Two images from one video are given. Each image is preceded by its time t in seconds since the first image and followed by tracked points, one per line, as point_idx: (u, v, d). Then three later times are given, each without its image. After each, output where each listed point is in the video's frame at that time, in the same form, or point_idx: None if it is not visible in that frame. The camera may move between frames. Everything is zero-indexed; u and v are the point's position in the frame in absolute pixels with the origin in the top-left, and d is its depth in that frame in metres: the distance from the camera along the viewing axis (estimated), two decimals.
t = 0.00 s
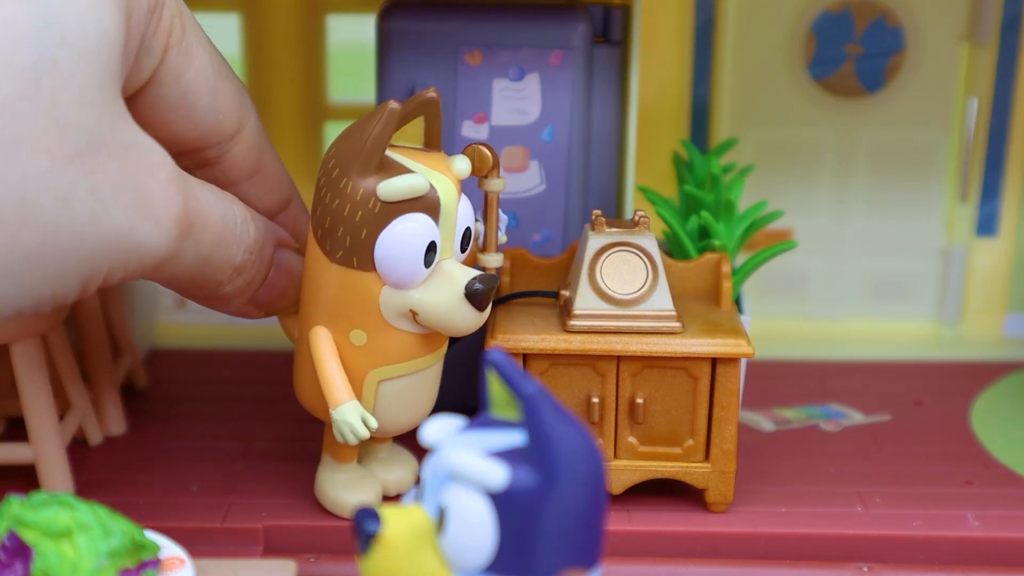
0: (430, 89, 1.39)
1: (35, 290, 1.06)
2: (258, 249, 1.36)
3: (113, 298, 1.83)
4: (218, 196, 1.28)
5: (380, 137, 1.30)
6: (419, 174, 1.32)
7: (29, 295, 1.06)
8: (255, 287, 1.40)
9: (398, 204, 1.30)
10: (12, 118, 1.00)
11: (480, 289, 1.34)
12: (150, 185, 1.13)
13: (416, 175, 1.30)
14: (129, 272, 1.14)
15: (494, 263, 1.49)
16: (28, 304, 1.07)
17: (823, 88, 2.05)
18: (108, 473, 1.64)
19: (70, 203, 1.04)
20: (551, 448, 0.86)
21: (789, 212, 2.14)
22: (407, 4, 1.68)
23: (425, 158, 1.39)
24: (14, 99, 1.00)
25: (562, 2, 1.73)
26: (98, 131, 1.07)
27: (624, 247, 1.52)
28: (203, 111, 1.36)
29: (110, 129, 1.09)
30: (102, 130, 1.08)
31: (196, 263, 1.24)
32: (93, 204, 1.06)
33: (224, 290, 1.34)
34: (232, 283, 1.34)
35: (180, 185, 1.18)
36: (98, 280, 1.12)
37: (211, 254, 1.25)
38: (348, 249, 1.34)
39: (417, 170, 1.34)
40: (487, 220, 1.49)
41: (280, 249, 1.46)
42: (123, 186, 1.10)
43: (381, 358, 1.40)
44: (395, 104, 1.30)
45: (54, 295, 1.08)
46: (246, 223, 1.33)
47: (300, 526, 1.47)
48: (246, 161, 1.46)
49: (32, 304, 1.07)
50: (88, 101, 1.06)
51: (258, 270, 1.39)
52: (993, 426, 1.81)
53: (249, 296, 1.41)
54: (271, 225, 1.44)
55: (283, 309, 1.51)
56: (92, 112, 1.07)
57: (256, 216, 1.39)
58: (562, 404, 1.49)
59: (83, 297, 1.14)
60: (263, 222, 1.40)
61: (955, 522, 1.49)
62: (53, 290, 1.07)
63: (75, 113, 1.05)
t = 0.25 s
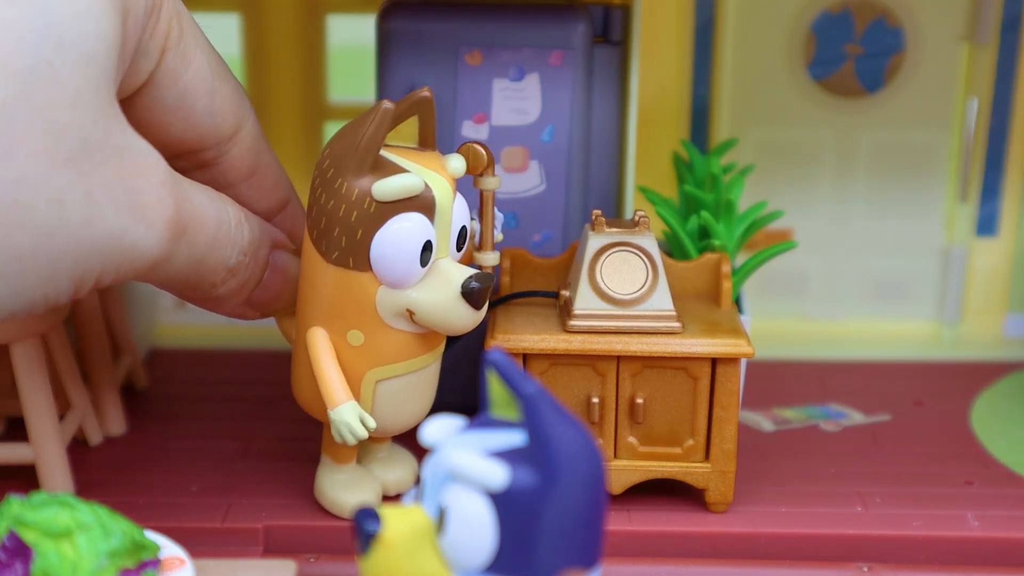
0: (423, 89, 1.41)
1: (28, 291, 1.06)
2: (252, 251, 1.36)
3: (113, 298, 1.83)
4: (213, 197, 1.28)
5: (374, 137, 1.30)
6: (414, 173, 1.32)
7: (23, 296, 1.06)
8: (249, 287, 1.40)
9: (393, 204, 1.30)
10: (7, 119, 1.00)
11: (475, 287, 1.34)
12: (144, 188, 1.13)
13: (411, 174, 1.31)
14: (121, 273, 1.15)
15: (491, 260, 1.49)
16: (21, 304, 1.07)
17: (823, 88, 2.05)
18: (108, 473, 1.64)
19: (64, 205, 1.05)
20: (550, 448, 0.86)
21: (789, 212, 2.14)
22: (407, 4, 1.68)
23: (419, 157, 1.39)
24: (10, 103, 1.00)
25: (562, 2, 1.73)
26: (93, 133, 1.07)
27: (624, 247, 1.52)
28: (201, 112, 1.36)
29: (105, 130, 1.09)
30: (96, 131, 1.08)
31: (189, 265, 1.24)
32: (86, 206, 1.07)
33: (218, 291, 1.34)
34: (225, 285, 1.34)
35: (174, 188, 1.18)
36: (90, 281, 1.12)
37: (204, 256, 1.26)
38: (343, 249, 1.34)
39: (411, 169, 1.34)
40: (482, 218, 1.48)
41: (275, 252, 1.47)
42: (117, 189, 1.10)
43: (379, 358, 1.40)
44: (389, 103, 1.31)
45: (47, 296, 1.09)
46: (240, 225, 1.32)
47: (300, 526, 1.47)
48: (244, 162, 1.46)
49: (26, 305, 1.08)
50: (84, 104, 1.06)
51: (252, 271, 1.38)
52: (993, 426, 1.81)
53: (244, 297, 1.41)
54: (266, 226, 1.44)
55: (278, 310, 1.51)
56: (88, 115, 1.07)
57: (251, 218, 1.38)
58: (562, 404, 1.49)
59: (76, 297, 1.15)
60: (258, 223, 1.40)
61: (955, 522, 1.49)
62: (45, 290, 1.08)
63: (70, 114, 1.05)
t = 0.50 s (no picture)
0: (418, 87, 1.40)
1: (30, 299, 1.07)
2: (252, 253, 1.37)
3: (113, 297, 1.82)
4: (213, 201, 1.29)
5: (366, 135, 1.31)
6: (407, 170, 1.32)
7: (25, 304, 1.07)
8: (250, 289, 1.40)
9: (385, 200, 1.30)
10: (9, 127, 1.00)
11: (467, 284, 1.34)
12: (144, 195, 1.14)
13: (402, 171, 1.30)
14: (122, 279, 1.16)
15: (490, 259, 1.48)
16: (24, 312, 1.08)
17: (823, 88, 2.05)
18: (108, 473, 1.64)
19: (65, 212, 1.05)
20: (550, 448, 0.86)
21: (789, 212, 2.14)
22: (407, 4, 1.68)
23: (413, 155, 1.38)
24: (13, 113, 1.00)
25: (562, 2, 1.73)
26: (93, 139, 1.07)
27: (624, 247, 1.52)
28: (203, 115, 1.36)
29: (104, 137, 1.09)
30: (96, 137, 1.08)
31: (187, 270, 1.25)
32: (88, 214, 1.07)
33: (218, 293, 1.34)
34: (225, 286, 1.34)
35: (173, 194, 1.19)
36: (91, 288, 1.13)
37: (203, 260, 1.26)
38: (335, 245, 1.34)
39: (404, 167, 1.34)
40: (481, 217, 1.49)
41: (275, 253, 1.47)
42: (118, 196, 1.10)
43: (374, 356, 1.40)
44: (382, 101, 1.31)
45: (49, 304, 1.09)
46: (238, 227, 1.33)
47: (299, 526, 1.47)
48: (246, 165, 1.46)
49: (27, 313, 1.08)
50: (85, 112, 1.06)
51: (253, 273, 1.39)
52: (993, 426, 1.81)
53: (245, 298, 1.41)
54: (264, 227, 1.44)
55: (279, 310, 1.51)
56: (89, 123, 1.07)
57: (250, 220, 1.39)
58: (562, 404, 1.49)
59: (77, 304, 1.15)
60: (258, 226, 1.40)
61: (955, 522, 1.49)
62: (47, 298, 1.08)
63: (70, 121, 1.05)
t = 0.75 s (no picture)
0: (386, 71, 1.45)
1: (41, 305, 1.10)
2: (244, 261, 1.39)
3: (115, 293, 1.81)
4: (209, 211, 1.32)
5: (347, 119, 1.33)
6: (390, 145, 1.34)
7: (39, 309, 1.10)
8: (245, 296, 1.42)
9: (373, 175, 1.32)
10: (12, 136, 1.05)
11: (464, 247, 1.35)
12: (146, 200, 1.18)
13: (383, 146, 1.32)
14: (129, 284, 1.19)
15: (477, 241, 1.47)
16: (39, 318, 1.11)
17: (823, 87, 2.05)
18: (108, 473, 1.64)
19: (72, 218, 1.09)
20: (550, 448, 0.86)
21: (789, 213, 2.14)
22: (407, 4, 1.68)
23: (391, 137, 1.41)
24: (16, 119, 1.05)
25: (562, 2, 1.73)
26: (94, 147, 1.12)
27: (624, 247, 1.52)
28: (194, 127, 1.38)
29: (104, 145, 1.14)
30: (97, 145, 1.12)
31: (188, 278, 1.28)
32: (94, 219, 1.11)
33: (214, 301, 1.37)
34: (220, 294, 1.36)
35: (173, 200, 1.23)
36: (102, 293, 1.17)
37: (202, 267, 1.29)
38: (330, 230, 1.35)
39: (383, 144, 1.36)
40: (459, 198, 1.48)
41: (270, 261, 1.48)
42: (121, 201, 1.14)
43: (383, 334, 1.40)
44: (355, 83, 1.33)
45: (60, 309, 1.13)
46: (231, 234, 1.35)
47: (300, 526, 1.47)
48: (237, 174, 1.48)
49: (39, 320, 1.12)
50: (85, 117, 1.11)
51: (247, 280, 1.41)
52: (993, 426, 1.81)
53: (239, 307, 1.42)
54: (256, 237, 1.46)
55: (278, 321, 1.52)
56: (89, 128, 1.12)
57: (241, 229, 1.41)
58: (562, 404, 1.50)
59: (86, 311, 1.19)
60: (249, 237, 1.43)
61: (955, 522, 1.50)
62: (60, 303, 1.12)
63: (71, 128, 1.10)
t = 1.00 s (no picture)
0: (387, 73, 1.44)
1: (45, 291, 1.10)
2: (244, 258, 1.39)
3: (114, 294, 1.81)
4: (205, 206, 1.32)
5: (347, 121, 1.33)
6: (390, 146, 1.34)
7: (42, 296, 1.10)
8: (245, 295, 1.42)
9: (374, 177, 1.31)
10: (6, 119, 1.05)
11: (465, 248, 1.35)
12: (143, 188, 1.17)
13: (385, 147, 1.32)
14: (130, 273, 1.18)
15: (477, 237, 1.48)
16: (43, 305, 1.11)
17: (823, 87, 2.05)
18: (108, 473, 1.64)
19: (69, 202, 1.09)
20: (550, 447, 0.86)
21: (789, 212, 2.14)
22: (406, 4, 1.68)
23: (391, 138, 1.41)
24: (9, 103, 1.05)
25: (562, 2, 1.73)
26: (89, 130, 1.12)
27: (624, 248, 1.52)
28: (186, 125, 1.40)
29: (97, 128, 1.13)
30: (89, 128, 1.12)
31: (189, 271, 1.27)
32: (92, 202, 1.11)
33: (216, 299, 1.37)
34: (222, 291, 1.36)
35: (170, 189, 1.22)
36: (104, 282, 1.16)
37: (202, 260, 1.29)
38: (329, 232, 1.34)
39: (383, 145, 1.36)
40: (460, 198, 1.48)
41: (269, 261, 1.48)
42: (118, 188, 1.14)
43: (383, 335, 1.39)
44: (356, 86, 1.33)
45: (64, 297, 1.12)
46: (230, 230, 1.35)
47: (300, 526, 1.47)
48: (230, 172, 1.51)
49: (45, 308, 1.11)
50: (77, 102, 1.11)
51: (247, 278, 1.41)
52: (993, 426, 1.81)
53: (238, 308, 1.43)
54: (253, 237, 1.46)
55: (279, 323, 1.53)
56: (83, 113, 1.12)
57: (238, 227, 1.41)
58: (562, 404, 1.50)
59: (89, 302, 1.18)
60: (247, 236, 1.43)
61: (955, 522, 1.50)
62: (63, 290, 1.11)
63: (62, 111, 1.10)
